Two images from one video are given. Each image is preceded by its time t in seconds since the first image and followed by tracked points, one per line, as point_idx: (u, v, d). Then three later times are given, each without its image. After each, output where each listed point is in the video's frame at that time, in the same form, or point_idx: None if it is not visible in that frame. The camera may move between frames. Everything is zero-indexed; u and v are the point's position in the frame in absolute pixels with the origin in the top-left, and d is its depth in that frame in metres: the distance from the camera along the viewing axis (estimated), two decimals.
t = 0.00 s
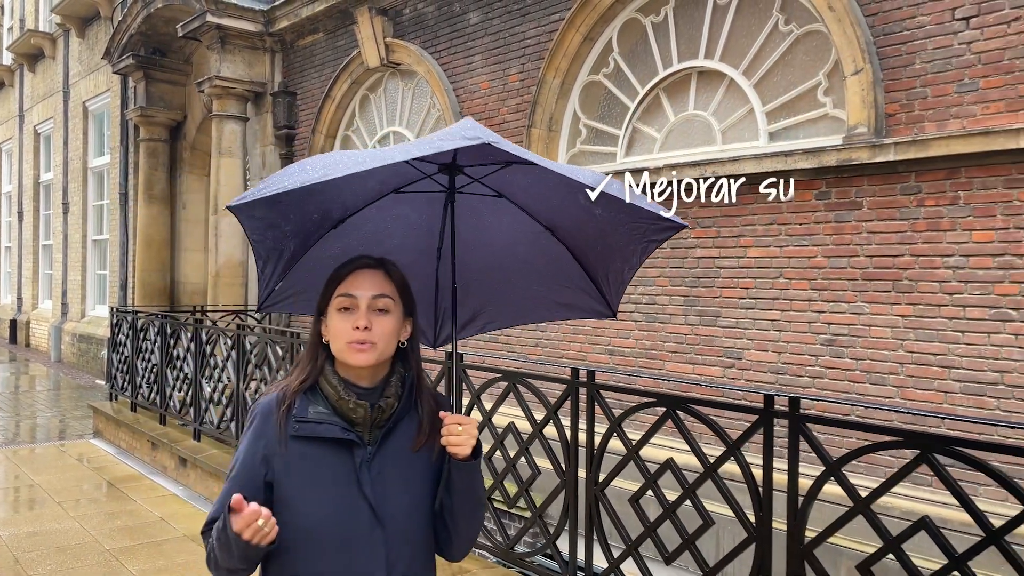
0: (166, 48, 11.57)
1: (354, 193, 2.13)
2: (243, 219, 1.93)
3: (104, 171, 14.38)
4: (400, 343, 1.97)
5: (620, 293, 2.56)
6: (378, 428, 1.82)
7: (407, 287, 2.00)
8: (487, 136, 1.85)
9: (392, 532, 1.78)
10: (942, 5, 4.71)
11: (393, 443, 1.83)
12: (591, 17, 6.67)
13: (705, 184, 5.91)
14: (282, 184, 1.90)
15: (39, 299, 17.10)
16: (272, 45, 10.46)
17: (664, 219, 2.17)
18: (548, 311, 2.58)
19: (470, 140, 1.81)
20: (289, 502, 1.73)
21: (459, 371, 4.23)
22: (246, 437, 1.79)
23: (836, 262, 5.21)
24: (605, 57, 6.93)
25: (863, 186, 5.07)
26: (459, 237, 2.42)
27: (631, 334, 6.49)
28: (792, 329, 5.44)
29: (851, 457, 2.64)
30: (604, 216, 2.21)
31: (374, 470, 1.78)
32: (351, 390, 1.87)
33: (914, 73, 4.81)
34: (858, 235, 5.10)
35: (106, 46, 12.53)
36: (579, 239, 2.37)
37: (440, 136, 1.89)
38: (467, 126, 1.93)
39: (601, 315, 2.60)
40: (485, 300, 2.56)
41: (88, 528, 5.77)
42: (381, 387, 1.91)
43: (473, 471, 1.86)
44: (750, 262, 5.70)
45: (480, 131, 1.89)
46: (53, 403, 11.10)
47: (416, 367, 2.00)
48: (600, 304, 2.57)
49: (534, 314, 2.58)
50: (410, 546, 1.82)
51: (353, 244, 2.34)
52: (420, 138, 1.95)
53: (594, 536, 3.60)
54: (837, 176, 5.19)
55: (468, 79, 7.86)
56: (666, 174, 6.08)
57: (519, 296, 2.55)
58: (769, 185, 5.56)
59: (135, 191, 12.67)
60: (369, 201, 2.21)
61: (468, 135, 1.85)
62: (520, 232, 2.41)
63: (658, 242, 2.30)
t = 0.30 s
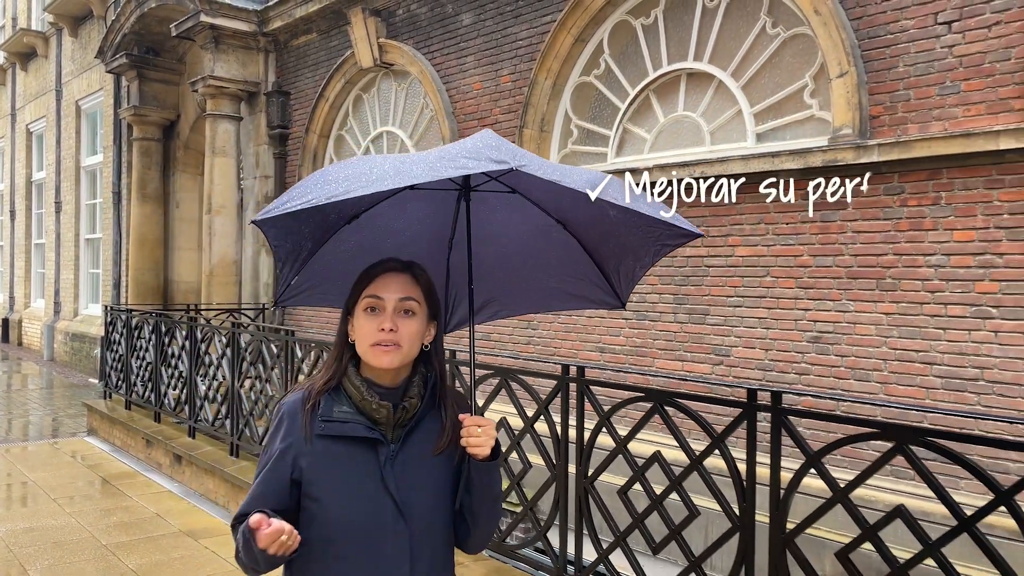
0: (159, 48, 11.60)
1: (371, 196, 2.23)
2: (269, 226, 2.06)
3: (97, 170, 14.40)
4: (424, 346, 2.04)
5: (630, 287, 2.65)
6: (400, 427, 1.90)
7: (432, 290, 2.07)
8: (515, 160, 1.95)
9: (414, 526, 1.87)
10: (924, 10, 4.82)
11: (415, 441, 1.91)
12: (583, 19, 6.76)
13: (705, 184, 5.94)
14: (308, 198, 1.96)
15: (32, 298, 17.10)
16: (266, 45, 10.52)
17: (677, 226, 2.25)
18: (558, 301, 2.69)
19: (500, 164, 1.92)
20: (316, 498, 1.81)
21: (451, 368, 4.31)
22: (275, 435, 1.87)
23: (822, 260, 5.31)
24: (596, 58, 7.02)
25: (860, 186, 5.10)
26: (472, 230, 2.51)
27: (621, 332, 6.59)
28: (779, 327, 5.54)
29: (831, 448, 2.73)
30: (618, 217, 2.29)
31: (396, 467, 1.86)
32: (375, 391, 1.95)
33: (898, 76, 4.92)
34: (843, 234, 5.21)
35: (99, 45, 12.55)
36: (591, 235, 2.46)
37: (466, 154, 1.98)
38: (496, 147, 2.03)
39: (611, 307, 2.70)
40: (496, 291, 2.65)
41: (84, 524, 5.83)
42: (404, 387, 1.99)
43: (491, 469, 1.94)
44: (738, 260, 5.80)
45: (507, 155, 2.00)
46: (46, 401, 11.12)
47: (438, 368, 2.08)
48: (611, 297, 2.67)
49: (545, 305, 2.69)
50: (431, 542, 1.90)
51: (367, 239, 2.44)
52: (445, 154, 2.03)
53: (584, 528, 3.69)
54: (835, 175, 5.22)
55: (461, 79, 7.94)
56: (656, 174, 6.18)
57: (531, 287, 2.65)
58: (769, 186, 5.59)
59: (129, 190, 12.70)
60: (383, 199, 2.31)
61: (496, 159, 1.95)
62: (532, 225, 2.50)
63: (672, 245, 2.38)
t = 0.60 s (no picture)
0: (153, 48, 11.65)
1: (379, 198, 2.27)
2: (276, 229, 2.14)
3: (91, 170, 14.43)
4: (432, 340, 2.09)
5: (642, 276, 2.76)
6: (409, 420, 1.94)
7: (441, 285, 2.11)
8: (507, 154, 2.00)
9: (423, 519, 1.89)
10: (907, 13, 4.91)
11: (425, 434, 1.94)
12: (574, 21, 6.84)
13: (705, 184, 5.96)
14: (313, 198, 2.07)
15: (25, 297, 17.10)
16: (259, 46, 10.57)
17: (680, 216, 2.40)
18: (571, 294, 2.78)
19: (492, 158, 1.96)
20: (326, 493, 1.85)
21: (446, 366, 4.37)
22: (286, 429, 1.92)
23: (808, 260, 5.40)
24: (587, 60, 7.10)
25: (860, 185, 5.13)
26: (482, 226, 2.56)
27: (612, 331, 6.67)
28: (767, 325, 5.63)
29: (812, 441, 2.81)
30: (623, 208, 2.37)
31: (405, 461, 1.89)
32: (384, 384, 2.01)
33: (882, 79, 5.02)
34: (829, 234, 5.30)
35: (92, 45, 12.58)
36: (599, 227, 2.53)
37: (461, 150, 2.04)
38: (491, 141, 2.09)
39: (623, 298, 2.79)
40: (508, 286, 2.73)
41: (80, 521, 5.88)
42: (413, 380, 2.04)
43: (502, 462, 1.95)
44: (726, 260, 5.89)
45: (501, 149, 2.05)
46: (40, 401, 11.15)
47: (446, 362, 2.12)
48: (622, 286, 2.76)
49: (557, 298, 2.77)
50: (440, 535, 1.93)
51: (379, 239, 2.48)
52: (442, 151, 2.09)
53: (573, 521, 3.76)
54: (835, 175, 5.25)
55: (454, 81, 8.02)
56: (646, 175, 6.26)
57: (544, 281, 2.73)
58: (769, 186, 5.61)
59: (123, 190, 12.73)
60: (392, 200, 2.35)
61: (489, 152, 2.00)
62: (541, 221, 2.56)
63: (678, 232, 2.49)
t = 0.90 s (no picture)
0: (146, 48, 11.66)
1: (372, 205, 2.28)
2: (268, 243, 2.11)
3: (84, 170, 14.44)
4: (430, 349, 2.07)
5: (637, 277, 2.82)
6: (411, 428, 1.90)
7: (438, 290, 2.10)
8: (500, 159, 2.04)
9: (427, 529, 1.85)
10: (893, 17, 4.97)
11: (427, 441, 1.91)
12: (565, 23, 6.89)
13: (705, 184, 5.94)
14: (303, 210, 2.06)
15: (19, 297, 17.10)
16: (253, 47, 10.60)
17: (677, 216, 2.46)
18: (567, 296, 2.83)
19: (484, 162, 2.01)
20: (327, 504, 1.79)
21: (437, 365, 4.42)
22: (284, 440, 1.86)
23: (796, 260, 5.46)
24: (579, 62, 7.15)
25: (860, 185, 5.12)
26: (476, 232, 2.57)
27: (603, 330, 6.73)
28: (755, 325, 5.69)
29: (793, 438, 2.86)
30: (617, 209, 2.44)
31: (408, 469, 1.85)
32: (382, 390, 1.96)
33: (868, 81, 5.08)
34: (816, 234, 5.36)
35: (86, 46, 12.59)
36: (592, 227, 2.59)
37: (453, 156, 2.08)
38: (481, 148, 2.14)
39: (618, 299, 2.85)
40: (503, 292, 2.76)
41: (73, 519, 5.92)
42: (413, 388, 2.01)
43: (504, 469, 1.93)
44: (715, 260, 5.95)
45: (492, 153, 2.10)
46: (33, 400, 11.16)
47: (444, 369, 2.09)
48: (616, 287, 2.82)
49: (553, 302, 2.82)
50: (444, 545, 1.88)
51: (373, 248, 2.47)
52: (434, 158, 2.13)
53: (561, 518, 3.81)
54: (835, 175, 5.23)
55: (447, 82, 8.07)
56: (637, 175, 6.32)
57: (538, 283, 2.77)
58: (768, 186, 5.60)
59: (116, 191, 12.75)
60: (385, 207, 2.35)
61: (481, 158, 2.04)
62: (535, 224, 2.59)
63: (672, 231, 2.58)
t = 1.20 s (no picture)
0: (141, 48, 11.69)
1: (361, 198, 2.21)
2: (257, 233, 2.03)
3: (79, 170, 14.46)
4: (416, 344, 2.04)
5: (626, 271, 2.83)
6: (408, 427, 1.87)
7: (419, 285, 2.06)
8: (507, 141, 2.05)
9: (434, 529, 1.83)
10: (877, 20, 5.02)
11: (425, 440, 1.88)
12: (556, 26, 6.93)
13: (705, 184, 5.91)
14: (297, 199, 2.02)
15: (14, 298, 17.11)
16: (246, 48, 10.64)
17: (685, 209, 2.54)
18: (555, 292, 2.83)
19: (492, 145, 2.01)
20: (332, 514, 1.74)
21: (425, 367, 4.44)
22: (276, 454, 1.79)
23: (782, 261, 5.51)
24: (569, 64, 7.19)
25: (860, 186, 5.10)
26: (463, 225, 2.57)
27: (592, 330, 6.78)
28: (742, 325, 5.74)
29: (769, 436, 2.90)
30: (610, 199, 2.46)
31: (409, 469, 1.83)
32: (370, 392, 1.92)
33: (853, 84, 5.12)
34: (802, 235, 5.40)
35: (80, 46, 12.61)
36: (580, 222, 2.58)
37: (458, 140, 2.08)
38: (485, 131, 2.12)
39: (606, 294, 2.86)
40: (490, 288, 2.75)
41: (65, 519, 5.94)
42: (402, 386, 1.98)
43: (505, 463, 1.94)
44: (703, 261, 6.00)
45: (499, 137, 2.10)
46: (27, 400, 11.18)
47: (431, 365, 2.07)
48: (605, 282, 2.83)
49: (541, 298, 2.81)
50: (451, 544, 1.88)
51: (359, 243, 2.42)
52: (435, 144, 2.13)
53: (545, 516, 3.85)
54: (835, 175, 5.21)
55: (439, 83, 8.11)
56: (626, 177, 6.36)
57: (524, 280, 2.76)
58: (768, 186, 5.57)
59: (110, 191, 12.76)
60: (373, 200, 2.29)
61: (487, 141, 2.05)
62: (523, 218, 2.61)
63: (659, 226, 2.58)
